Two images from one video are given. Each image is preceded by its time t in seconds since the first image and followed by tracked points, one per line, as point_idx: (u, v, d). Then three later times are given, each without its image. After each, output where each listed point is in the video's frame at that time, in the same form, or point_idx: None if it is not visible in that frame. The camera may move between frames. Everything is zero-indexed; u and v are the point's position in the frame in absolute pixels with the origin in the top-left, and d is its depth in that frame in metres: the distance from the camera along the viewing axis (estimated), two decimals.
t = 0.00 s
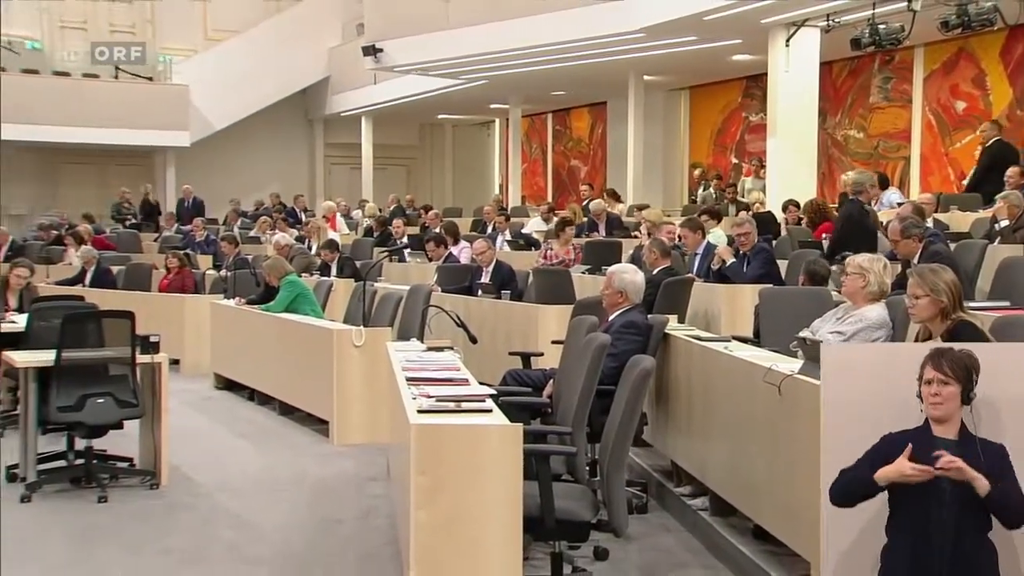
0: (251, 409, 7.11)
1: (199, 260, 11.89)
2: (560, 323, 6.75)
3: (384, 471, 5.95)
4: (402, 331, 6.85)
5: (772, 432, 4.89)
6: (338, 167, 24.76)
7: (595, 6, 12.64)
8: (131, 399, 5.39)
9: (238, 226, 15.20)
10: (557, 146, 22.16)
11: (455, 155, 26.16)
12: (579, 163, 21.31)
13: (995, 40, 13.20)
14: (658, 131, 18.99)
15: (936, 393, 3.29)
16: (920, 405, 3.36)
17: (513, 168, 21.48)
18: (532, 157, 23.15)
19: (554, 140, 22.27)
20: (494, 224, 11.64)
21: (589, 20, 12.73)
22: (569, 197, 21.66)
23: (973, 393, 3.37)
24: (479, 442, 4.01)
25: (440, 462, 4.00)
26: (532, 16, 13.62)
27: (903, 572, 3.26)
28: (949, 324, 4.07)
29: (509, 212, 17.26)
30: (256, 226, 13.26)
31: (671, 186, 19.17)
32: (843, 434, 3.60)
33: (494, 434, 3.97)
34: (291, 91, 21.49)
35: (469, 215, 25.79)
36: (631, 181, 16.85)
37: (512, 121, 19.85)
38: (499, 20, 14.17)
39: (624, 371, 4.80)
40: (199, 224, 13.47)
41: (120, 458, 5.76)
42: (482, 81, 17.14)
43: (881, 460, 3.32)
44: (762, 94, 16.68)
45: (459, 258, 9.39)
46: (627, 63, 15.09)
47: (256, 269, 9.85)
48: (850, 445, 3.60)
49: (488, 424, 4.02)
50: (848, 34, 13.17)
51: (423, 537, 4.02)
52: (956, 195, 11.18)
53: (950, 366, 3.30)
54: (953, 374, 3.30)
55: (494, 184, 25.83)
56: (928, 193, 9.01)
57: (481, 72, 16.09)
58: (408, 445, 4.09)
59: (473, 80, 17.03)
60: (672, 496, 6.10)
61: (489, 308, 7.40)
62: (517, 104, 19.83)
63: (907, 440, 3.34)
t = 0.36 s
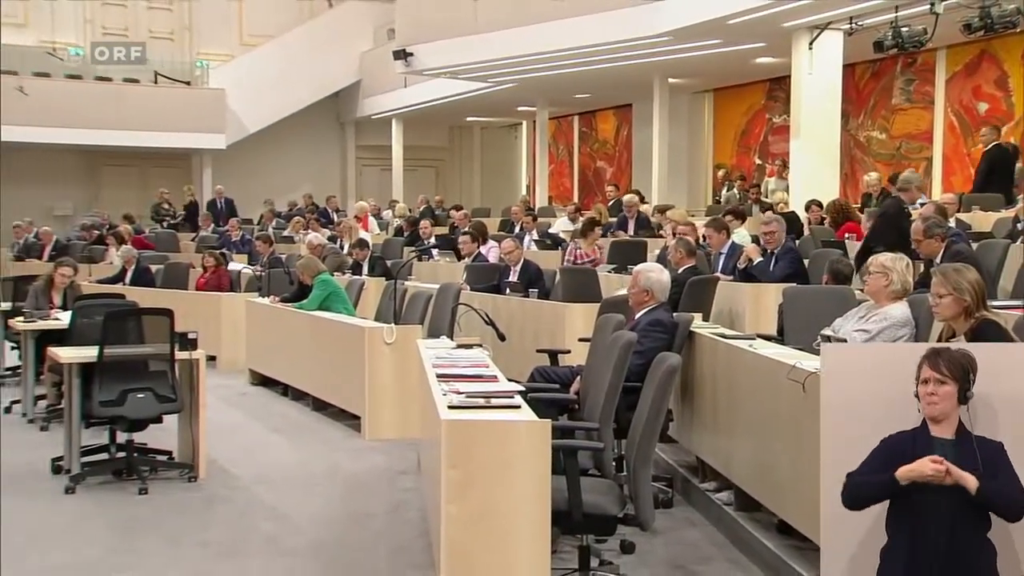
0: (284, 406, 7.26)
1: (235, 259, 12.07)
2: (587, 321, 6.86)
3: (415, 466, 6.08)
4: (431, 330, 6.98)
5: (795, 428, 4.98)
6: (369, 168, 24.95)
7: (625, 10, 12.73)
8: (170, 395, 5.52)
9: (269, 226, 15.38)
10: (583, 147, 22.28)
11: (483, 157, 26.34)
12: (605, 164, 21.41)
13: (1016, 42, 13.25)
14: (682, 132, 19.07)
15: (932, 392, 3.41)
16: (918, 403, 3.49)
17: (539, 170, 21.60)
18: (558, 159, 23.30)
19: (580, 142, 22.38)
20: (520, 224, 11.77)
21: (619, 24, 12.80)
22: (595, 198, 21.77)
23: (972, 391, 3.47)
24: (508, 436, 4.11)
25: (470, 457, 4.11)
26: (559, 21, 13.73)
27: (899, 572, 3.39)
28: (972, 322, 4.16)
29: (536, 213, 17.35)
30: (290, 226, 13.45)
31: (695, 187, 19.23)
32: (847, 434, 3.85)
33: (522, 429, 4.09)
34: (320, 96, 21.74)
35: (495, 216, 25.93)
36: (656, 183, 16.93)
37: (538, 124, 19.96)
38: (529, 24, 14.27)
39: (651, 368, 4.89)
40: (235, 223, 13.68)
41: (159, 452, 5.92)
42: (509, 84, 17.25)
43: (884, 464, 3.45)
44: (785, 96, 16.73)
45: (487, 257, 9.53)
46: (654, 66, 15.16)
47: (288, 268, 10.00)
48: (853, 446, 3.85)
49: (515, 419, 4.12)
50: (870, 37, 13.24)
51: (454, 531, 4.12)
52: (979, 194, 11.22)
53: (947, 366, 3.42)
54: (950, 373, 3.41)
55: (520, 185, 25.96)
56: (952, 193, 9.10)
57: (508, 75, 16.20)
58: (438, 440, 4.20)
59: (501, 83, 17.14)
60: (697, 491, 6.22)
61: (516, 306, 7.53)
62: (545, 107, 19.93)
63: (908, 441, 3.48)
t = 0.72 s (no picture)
0: (313, 402, 7.42)
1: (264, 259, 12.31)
2: (609, 320, 6.97)
3: (441, 461, 6.21)
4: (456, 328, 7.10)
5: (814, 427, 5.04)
6: (395, 170, 25.18)
7: (647, 15, 12.82)
8: (203, 391, 5.66)
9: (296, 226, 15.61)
10: (605, 149, 22.41)
11: (506, 157, 26.51)
12: (626, 166, 21.54)
13: None
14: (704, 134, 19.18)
15: (932, 395, 3.44)
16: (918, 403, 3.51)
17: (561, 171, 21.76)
18: (581, 160, 23.45)
19: (602, 144, 22.52)
20: (544, 225, 11.91)
21: (641, 28, 12.92)
22: (616, 199, 21.90)
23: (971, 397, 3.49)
24: (532, 433, 4.15)
25: (495, 453, 4.15)
26: (581, 25, 13.88)
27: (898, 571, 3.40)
28: (991, 322, 4.26)
29: (559, 214, 17.55)
30: (318, 226, 13.64)
31: (716, 188, 19.33)
32: (847, 432, 3.90)
33: (544, 426, 4.11)
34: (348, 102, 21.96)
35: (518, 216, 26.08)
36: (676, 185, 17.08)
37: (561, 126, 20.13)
38: (551, 29, 14.42)
39: (673, 366, 4.96)
40: (264, 224, 13.82)
41: (193, 447, 6.08)
42: (533, 88, 17.45)
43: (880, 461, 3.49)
44: (804, 99, 16.82)
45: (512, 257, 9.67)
46: (676, 70, 15.34)
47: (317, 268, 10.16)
48: (853, 442, 3.91)
49: (539, 416, 4.15)
50: (889, 41, 13.34)
51: (478, 526, 4.17)
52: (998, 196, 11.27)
53: (950, 370, 3.43)
54: (952, 378, 3.42)
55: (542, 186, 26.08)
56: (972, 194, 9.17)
57: (532, 79, 16.39)
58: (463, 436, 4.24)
59: (525, 87, 17.34)
60: (719, 487, 6.31)
61: (540, 305, 7.65)
62: (567, 109, 20.09)
63: (906, 439, 3.51)
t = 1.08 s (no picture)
0: (340, 400, 7.55)
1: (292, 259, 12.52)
2: (630, 319, 7.08)
3: (466, 457, 6.33)
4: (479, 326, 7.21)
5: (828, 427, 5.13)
6: (420, 172, 25.32)
7: (669, 19, 12.89)
8: (233, 388, 5.81)
9: (322, 228, 15.81)
10: (626, 151, 22.50)
11: (529, 159, 26.59)
12: (647, 168, 21.61)
13: None
14: (723, 136, 19.26)
15: (933, 396, 3.46)
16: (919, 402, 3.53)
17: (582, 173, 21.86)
18: (602, 162, 23.56)
19: (623, 146, 22.60)
20: (566, 225, 12.02)
21: (662, 32, 13.00)
22: (637, 200, 21.99)
23: (972, 398, 3.49)
24: (557, 431, 4.22)
25: (521, 451, 4.22)
26: (602, 29, 13.97)
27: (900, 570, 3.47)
28: (1009, 321, 4.34)
29: (581, 215, 17.67)
30: (344, 226, 13.83)
31: (735, 189, 19.39)
32: (853, 436, 4.16)
33: (568, 423, 4.18)
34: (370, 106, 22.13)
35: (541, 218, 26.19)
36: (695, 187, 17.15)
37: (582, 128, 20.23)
38: (573, 33, 14.50)
39: (694, 364, 5.05)
40: (292, 225, 13.96)
41: (223, 442, 6.23)
42: (555, 91, 17.57)
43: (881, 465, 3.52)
44: (823, 101, 16.85)
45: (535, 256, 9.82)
46: (696, 73, 15.42)
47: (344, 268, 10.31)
48: (858, 446, 4.16)
49: (564, 413, 4.22)
50: (907, 44, 13.38)
51: (504, 523, 4.24)
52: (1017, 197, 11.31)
53: (950, 373, 3.43)
54: (952, 380, 3.42)
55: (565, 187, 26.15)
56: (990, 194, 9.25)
57: (553, 82, 16.51)
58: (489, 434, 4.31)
59: (547, 90, 17.46)
60: (738, 483, 6.43)
61: (562, 305, 7.78)
62: (588, 113, 20.21)
63: (907, 442, 3.53)
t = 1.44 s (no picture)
0: (367, 398, 7.69)
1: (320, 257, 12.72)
2: (652, 317, 7.18)
3: (490, 453, 6.45)
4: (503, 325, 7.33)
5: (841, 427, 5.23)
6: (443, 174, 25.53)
7: (690, 22, 13.00)
8: (263, 384, 5.93)
9: (347, 228, 16.01)
10: (647, 153, 22.61)
11: (551, 160, 26.74)
12: (667, 170, 21.72)
13: None
14: (742, 138, 19.36)
15: (932, 397, 3.46)
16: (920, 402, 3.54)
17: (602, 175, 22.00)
18: (622, 164, 23.70)
19: (644, 148, 22.72)
20: (588, 226, 12.14)
21: (683, 34, 13.14)
22: (658, 201, 22.09)
23: (971, 396, 3.50)
24: (581, 429, 4.23)
25: (544, 448, 4.23)
26: (624, 33, 14.09)
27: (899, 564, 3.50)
28: None
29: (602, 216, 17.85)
30: (370, 227, 14.01)
31: (754, 190, 19.47)
32: (853, 436, 4.26)
33: (593, 419, 4.19)
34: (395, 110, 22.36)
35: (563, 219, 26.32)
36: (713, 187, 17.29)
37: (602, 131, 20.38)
38: (595, 37, 14.63)
39: (716, 362, 5.10)
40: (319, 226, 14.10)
41: (253, 438, 6.38)
42: (576, 94, 17.73)
43: (881, 468, 3.55)
44: (841, 103, 16.93)
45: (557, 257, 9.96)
46: (716, 76, 15.58)
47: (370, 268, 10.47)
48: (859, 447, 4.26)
49: (589, 411, 4.23)
50: (925, 47, 13.43)
51: (527, 520, 4.24)
52: None
53: (948, 371, 3.45)
54: (951, 378, 3.44)
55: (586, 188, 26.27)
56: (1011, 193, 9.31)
57: (574, 86, 16.69)
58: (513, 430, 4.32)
59: (569, 93, 17.63)
60: (758, 479, 6.54)
61: (584, 304, 7.89)
62: (609, 116, 20.31)
63: (906, 442, 3.56)
